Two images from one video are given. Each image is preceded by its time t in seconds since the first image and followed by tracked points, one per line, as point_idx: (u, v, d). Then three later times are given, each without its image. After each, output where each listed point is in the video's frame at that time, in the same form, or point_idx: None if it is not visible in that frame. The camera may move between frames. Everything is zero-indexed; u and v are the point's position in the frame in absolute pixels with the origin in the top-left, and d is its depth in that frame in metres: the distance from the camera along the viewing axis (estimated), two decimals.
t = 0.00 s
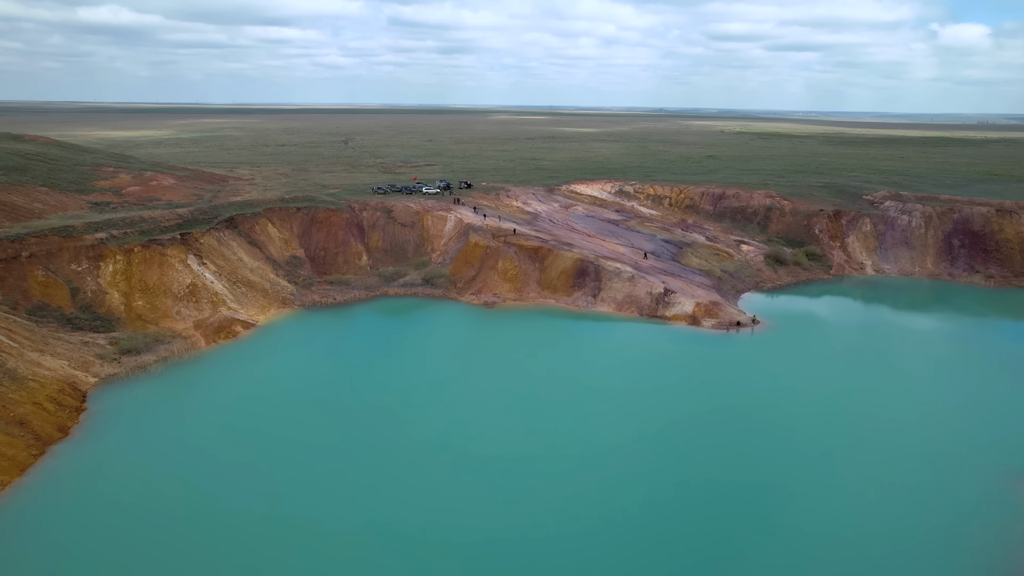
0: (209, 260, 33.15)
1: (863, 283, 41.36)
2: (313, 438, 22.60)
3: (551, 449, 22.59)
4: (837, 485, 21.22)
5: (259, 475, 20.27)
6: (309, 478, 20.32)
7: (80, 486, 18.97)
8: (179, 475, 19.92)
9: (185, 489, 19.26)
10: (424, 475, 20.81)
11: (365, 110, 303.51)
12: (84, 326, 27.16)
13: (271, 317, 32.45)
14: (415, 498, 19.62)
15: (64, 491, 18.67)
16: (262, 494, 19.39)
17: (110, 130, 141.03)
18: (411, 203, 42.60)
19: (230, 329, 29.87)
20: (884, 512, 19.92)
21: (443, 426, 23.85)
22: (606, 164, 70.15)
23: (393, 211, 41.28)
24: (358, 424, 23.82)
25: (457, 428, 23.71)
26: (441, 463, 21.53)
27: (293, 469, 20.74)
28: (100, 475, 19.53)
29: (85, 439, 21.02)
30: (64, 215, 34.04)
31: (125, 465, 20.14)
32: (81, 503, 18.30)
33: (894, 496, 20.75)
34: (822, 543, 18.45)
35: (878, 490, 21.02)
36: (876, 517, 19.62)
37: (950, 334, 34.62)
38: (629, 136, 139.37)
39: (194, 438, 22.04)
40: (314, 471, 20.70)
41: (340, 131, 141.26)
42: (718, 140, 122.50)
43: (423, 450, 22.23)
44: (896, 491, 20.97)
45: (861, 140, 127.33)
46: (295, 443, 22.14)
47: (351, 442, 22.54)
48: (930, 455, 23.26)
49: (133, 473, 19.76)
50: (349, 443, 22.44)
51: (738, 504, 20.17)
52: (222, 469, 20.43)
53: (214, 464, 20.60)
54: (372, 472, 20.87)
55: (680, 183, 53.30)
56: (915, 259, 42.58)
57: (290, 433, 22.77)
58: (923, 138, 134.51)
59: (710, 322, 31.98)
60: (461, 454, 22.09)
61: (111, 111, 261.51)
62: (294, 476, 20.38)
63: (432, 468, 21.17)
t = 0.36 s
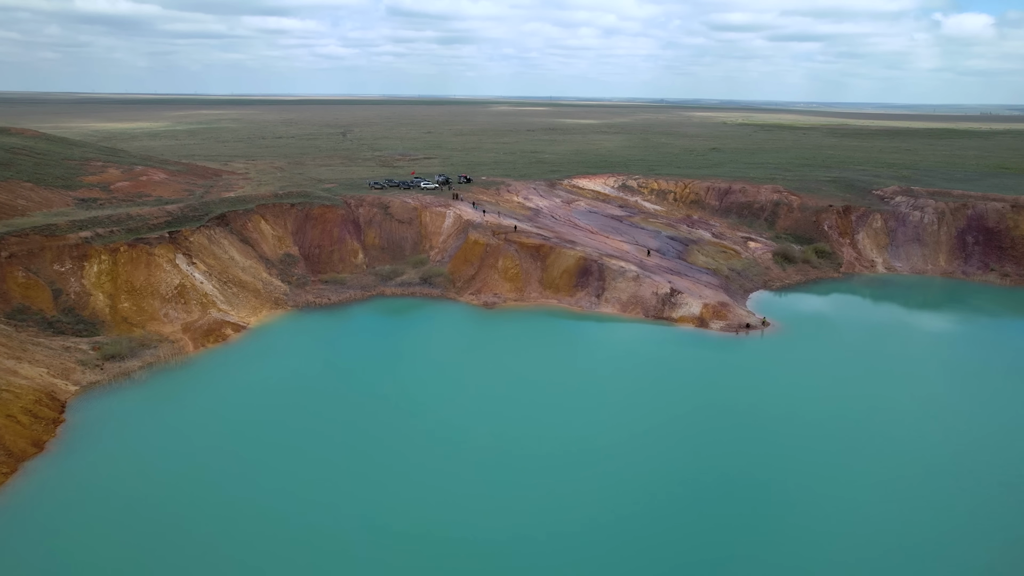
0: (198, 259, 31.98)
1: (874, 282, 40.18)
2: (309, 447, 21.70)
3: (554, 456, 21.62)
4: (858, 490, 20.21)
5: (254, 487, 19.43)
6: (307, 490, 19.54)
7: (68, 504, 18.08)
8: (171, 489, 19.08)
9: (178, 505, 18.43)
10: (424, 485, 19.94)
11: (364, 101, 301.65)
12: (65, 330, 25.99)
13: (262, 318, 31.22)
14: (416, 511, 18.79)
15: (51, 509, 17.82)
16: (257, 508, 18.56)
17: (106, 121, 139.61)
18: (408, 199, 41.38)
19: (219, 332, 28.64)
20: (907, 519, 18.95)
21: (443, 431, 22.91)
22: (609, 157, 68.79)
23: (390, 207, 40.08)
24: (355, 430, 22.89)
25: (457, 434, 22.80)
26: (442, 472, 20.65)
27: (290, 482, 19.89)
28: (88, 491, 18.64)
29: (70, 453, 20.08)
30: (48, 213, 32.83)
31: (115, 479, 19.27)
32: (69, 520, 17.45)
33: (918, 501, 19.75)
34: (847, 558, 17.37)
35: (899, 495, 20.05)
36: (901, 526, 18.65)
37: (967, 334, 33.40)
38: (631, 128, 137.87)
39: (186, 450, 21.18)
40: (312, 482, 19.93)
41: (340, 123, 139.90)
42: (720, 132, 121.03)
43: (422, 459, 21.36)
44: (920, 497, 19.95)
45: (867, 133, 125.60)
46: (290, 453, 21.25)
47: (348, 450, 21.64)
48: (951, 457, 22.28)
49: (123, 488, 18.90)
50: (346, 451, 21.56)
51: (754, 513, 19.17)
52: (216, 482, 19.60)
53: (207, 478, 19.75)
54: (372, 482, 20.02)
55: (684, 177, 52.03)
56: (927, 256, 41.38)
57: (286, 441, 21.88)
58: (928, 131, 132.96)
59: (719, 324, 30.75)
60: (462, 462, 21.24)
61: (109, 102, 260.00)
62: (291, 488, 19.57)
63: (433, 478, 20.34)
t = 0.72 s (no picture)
0: (186, 263, 30.66)
1: (887, 284, 38.82)
2: (314, 477, 21.05)
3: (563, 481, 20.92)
4: (877, 494, 19.26)
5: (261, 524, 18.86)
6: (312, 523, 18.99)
7: (64, 535, 17.25)
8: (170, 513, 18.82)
9: (183, 544, 17.78)
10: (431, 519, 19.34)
11: (363, 93, 299.30)
12: (42, 341, 24.70)
13: (252, 325, 29.84)
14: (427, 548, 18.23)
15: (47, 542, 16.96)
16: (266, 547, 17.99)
17: (102, 115, 138.00)
18: (405, 198, 40.04)
19: (207, 341, 27.29)
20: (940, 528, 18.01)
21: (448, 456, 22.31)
22: (612, 153, 67.25)
23: (387, 206, 38.77)
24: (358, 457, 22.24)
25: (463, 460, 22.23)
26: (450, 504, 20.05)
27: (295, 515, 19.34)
28: (85, 521, 17.82)
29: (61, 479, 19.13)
30: (29, 213, 31.49)
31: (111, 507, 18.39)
32: (68, 553, 16.61)
33: (953, 504, 18.79)
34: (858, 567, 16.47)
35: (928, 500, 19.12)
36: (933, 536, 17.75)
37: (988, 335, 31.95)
38: (632, 122, 136.21)
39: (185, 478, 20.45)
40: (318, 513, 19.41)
41: (338, 117, 138.24)
42: (725, 126, 119.35)
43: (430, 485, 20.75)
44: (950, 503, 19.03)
45: (871, 127, 123.91)
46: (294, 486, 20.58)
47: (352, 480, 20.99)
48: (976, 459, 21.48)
49: (121, 515, 18.07)
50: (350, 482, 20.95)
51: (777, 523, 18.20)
52: (223, 517, 19.00)
53: (211, 514, 19.11)
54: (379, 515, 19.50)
55: (690, 174, 50.59)
56: (942, 257, 40.00)
57: (287, 466, 21.45)
58: (934, 124, 131.16)
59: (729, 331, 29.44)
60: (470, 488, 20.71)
61: (107, 95, 258.86)
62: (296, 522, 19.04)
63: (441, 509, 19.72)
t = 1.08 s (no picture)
0: (172, 267, 29.34)
1: (902, 287, 37.45)
2: (319, 476, 20.45)
3: (574, 478, 20.45)
4: (899, 526, 18.43)
5: (267, 521, 18.28)
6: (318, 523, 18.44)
7: (60, 552, 16.56)
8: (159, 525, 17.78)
9: (175, 556, 16.82)
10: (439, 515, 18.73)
11: (363, 87, 296.59)
12: (16, 354, 23.42)
13: (240, 333, 28.48)
14: (440, 545, 17.71)
15: (50, 561, 16.29)
16: (274, 547, 17.43)
17: (97, 108, 136.51)
18: (402, 197, 38.69)
19: (192, 351, 25.94)
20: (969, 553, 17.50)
21: (453, 450, 21.81)
22: (615, 148, 65.78)
23: (383, 206, 37.46)
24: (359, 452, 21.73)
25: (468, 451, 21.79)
26: (457, 498, 19.53)
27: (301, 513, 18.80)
28: (81, 536, 17.15)
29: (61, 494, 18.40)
30: (9, 215, 30.15)
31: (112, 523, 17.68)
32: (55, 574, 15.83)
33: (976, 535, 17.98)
34: None
35: (952, 519, 18.64)
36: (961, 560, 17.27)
37: (1010, 340, 30.57)
38: (634, 116, 134.40)
39: (188, 486, 19.85)
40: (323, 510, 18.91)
41: (337, 110, 136.68)
42: (728, 119, 117.75)
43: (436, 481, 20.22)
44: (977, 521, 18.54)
45: (876, 121, 122.17)
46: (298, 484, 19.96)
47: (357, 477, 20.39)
48: (992, 467, 21.21)
49: (114, 531, 17.37)
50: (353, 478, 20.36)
51: (797, 553, 17.45)
52: (219, 521, 18.20)
53: (205, 522, 18.15)
54: (389, 510, 18.98)
55: (696, 172, 49.19)
56: (958, 258, 38.63)
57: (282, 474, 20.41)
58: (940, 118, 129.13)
59: (740, 339, 28.10)
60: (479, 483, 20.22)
61: (104, 88, 256.51)
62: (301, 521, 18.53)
63: (449, 505, 19.18)
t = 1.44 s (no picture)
0: (157, 272, 28.04)
1: (917, 290, 36.11)
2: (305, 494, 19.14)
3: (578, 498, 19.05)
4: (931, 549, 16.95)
5: (269, 522, 17.85)
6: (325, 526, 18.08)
7: None
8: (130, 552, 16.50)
9: None
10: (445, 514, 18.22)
11: (361, 79, 293.90)
12: None
13: (228, 343, 27.13)
14: (447, 545, 17.29)
15: None
16: (260, 566, 16.38)
17: (91, 101, 134.78)
18: (399, 197, 37.36)
19: (176, 363, 24.63)
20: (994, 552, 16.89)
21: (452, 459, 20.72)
22: (618, 144, 64.30)
23: (379, 207, 36.13)
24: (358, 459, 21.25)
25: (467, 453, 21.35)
26: (460, 498, 19.04)
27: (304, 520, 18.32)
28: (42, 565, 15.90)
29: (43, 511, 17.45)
30: None
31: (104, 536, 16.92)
32: None
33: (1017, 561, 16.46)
34: None
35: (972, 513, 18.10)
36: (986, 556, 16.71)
37: None
38: (636, 109, 132.58)
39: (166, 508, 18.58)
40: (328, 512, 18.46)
41: (334, 104, 134.89)
42: (732, 114, 116.01)
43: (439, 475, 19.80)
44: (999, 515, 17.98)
45: (882, 115, 120.30)
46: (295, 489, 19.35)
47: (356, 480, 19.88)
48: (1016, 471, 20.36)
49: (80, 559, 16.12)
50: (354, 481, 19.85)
51: None
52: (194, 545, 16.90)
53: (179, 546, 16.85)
54: (387, 518, 18.18)
55: (702, 169, 47.76)
56: (975, 260, 37.27)
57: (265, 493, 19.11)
58: (947, 112, 127.23)
59: (753, 349, 26.79)
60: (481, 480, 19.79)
61: (102, 81, 254.59)
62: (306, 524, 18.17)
63: (453, 505, 18.70)
